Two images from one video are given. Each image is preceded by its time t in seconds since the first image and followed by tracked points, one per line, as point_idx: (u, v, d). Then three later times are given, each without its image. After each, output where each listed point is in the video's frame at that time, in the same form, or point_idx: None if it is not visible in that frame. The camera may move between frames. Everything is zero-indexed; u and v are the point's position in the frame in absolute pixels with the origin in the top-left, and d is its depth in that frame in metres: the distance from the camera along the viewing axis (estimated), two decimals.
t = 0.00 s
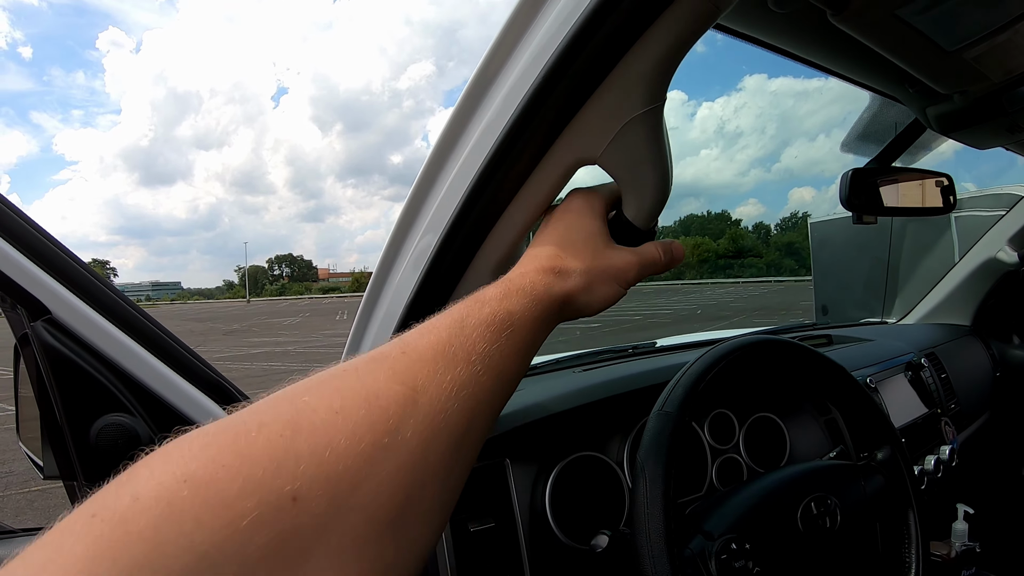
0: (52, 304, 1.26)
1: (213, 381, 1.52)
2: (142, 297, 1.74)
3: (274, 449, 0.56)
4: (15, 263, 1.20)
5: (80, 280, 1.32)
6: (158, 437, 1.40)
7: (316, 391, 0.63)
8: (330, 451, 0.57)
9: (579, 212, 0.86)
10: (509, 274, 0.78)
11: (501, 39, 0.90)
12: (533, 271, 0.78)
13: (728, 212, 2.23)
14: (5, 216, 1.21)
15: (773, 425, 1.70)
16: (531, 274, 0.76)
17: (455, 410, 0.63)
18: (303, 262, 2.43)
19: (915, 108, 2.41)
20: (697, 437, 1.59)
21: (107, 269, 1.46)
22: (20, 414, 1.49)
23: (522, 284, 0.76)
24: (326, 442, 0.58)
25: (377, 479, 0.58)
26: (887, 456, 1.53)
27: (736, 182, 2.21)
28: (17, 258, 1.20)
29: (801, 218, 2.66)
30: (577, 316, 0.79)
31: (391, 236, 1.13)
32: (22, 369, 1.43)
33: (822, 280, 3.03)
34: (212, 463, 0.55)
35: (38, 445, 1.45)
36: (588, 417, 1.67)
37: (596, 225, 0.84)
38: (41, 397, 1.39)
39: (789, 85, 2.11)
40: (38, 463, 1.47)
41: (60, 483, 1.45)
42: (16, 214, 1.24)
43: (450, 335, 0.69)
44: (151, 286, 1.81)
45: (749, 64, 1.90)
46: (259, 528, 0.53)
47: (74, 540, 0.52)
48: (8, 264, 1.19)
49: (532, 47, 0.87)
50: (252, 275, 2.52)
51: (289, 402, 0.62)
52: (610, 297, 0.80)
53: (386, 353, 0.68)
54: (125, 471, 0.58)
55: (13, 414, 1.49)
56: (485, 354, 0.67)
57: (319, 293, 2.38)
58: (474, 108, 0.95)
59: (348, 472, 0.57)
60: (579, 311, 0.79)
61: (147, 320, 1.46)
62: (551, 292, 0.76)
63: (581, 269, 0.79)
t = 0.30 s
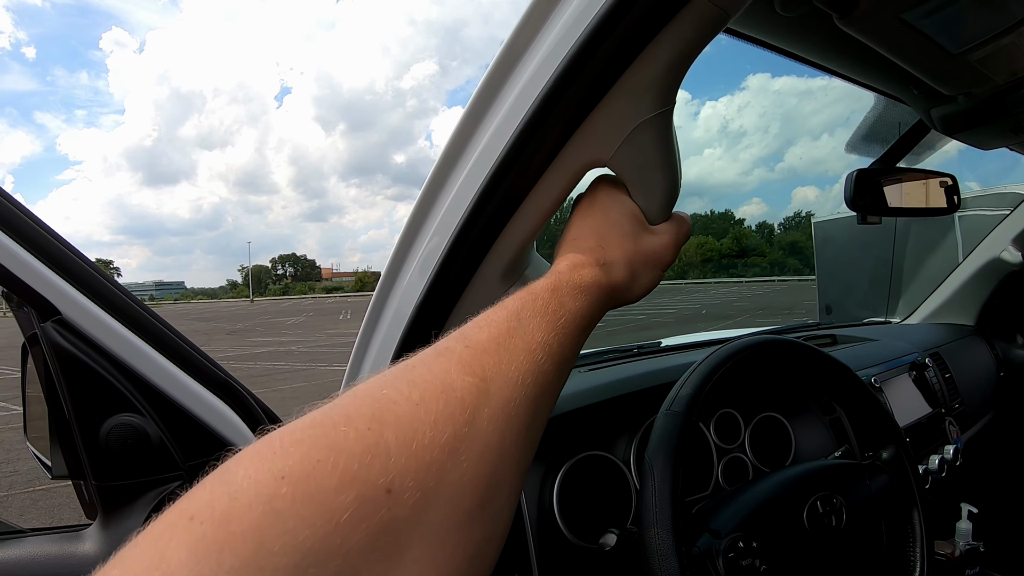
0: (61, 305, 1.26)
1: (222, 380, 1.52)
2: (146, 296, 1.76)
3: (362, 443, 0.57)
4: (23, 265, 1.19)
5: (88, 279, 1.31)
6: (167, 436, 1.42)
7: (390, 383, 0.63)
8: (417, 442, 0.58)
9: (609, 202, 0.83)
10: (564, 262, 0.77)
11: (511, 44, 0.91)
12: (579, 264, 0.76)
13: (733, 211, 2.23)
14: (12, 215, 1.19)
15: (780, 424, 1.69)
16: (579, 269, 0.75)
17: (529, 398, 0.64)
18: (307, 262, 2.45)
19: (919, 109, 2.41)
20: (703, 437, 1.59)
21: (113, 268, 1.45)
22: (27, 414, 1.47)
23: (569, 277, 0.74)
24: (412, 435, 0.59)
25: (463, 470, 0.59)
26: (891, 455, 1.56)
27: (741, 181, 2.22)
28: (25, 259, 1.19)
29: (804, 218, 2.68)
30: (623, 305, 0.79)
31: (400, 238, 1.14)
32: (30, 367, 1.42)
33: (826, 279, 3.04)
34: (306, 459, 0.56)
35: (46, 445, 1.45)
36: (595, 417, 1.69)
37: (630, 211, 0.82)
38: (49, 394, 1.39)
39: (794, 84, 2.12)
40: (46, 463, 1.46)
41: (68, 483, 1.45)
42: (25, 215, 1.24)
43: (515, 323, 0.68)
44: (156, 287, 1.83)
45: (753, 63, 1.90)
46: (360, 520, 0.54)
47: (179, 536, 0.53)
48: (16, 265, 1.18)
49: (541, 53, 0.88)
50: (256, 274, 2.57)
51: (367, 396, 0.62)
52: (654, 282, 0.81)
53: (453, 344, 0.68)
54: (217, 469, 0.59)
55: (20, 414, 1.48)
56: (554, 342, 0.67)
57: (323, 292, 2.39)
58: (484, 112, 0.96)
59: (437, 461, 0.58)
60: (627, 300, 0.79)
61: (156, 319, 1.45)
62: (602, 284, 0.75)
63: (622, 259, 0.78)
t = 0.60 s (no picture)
0: (61, 302, 1.26)
1: (224, 380, 1.51)
2: (150, 295, 1.76)
3: (338, 456, 0.57)
4: (23, 262, 1.20)
5: (89, 277, 1.32)
6: (168, 435, 1.41)
7: (374, 398, 0.64)
8: (393, 455, 0.58)
9: (611, 205, 0.83)
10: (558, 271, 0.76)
11: (513, 44, 0.90)
12: (578, 267, 0.76)
13: (736, 211, 2.22)
14: (11, 212, 1.20)
15: (782, 426, 1.68)
16: (577, 271, 0.75)
17: (511, 410, 0.63)
18: (309, 261, 2.45)
19: (924, 109, 2.40)
20: (705, 438, 1.58)
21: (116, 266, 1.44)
22: (29, 411, 1.48)
23: (567, 281, 0.74)
24: (388, 448, 0.58)
25: (440, 484, 0.59)
26: (895, 458, 1.54)
27: (745, 182, 2.21)
28: (24, 256, 1.20)
29: (808, 219, 2.67)
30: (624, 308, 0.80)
31: (401, 238, 1.12)
32: (32, 365, 1.42)
33: (830, 281, 3.02)
34: (281, 473, 0.56)
35: (48, 442, 1.45)
36: (597, 418, 1.68)
37: (632, 214, 0.83)
38: (50, 393, 1.39)
39: (798, 85, 2.11)
40: (47, 462, 1.46)
41: (69, 480, 1.44)
42: (27, 212, 1.24)
43: (503, 332, 0.68)
44: (160, 285, 1.82)
45: (757, 65, 1.90)
46: (332, 535, 0.54)
47: (162, 548, 0.54)
48: (15, 262, 1.19)
49: (543, 51, 0.87)
50: (260, 273, 2.57)
51: (352, 411, 0.63)
52: (655, 284, 0.81)
53: (442, 356, 0.68)
54: (204, 480, 0.60)
55: (22, 412, 1.48)
56: (539, 352, 0.66)
57: (325, 291, 2.39)
58: (485, 112, 0.95)
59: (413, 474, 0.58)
60: (628, 301, 0.79)
61: (157, 318, 1.45)
62: (602, 286, 0.75)
63: (624, 261, 0.78)
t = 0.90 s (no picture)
0: (67, 303, 1.25)
1: (229, 381, 1.50)
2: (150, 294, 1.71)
3: (350, 477, 0.59)
4: (28, 262, 1.18)
5: (92, 277, 1.30)
6: (173, 437, 1.39)
7: (382, 418, 0.66)
8: (405, 473, 0.60)
9: (614, 214, 0.86)
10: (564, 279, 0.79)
11: (519, 52, 0.88)
12: (584, 274, 0.78)
13: (739, 214, 2.24)
14: (14, 210, 1.18)
15: (782, 430, 1.70)
16: (583, 278, 0.77)
17: (519, 425, 0.64)
18: (311, 262, 2.45)
19: (925, 117, 2.41)
20: (705, 441, 1.60)
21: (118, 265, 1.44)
22: (33, 410, 1.50)
23: (573, 289, 0.76)
24: (399, 468, 0.60)
25: (450, 503, 0.60)
26: (894, 463, 1.55)
27: (747, 184, 2.23)
28: (30, 256, 1.19)
29: (809, 222, 2.69)
30: (629, 313, 0.81)
31: (406, 244, 1.12)
32: (37, 364, 1.43)
33: (831, 285, 3.03)
34: (294, 498, 0.57)
35: (53, 442, 1.46)
36: (598, 421, 1.70)
37: (636, 220, 0.86)
38: (56, 391, 1.39)
39: (799, 88, 2.11)
40: (52, 463, 1.47)
41: (75, 481, 1.45)
42: (33, 212, 1.23)
43: (509, 347, 0.70)
44: (159, 284, 1.79)
45: (761, 68, 1.92)
46: (348, 555, 0.55)
47: None
48: (20, 261, 1.17)
49: (550, 60, 0.86)
50: (261, 274, 2.58)
51: (360, 431, 0.65)
52: (659, 288, 0.83)
53: (448, 372, 0.70)
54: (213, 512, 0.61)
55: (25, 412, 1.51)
56: (545, 368, 0.67)
57: (327, 292, 2.40)
58: (490, 121, 0.94)
59: (425, 492, 0.59)
60: (633, 307, 0.81)
61: (163, 319, 1.44)
62: (608, 292, 0.77)
63: (629, 266, 0.80)
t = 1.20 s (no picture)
0: (68, 306, 1.20)
1: (230, 385, 1.45)
2: (151, 295, 1.72)
3: None
4: (26, 262, 1.12)
5: (93, 278, 1.24)
6: (174, 438, 1.35)
7: (361, 529, 0.68)
8: None
9: (613, 257, 0.85)
10: (546, 365, 0.75)
11: (521, 58, 0.88)
12: (580, 359, 0.73)
13: (738, 219, 2.27)
14: (11, 208, 1.13)
15: (780, 437, 1.68)
16: (580, 366, 0.72)
17: (492, 543, 0.65)
18: (311, 264, 2.44)
19: (924, 125, 2.42)
20: (704, 448, 1.60)
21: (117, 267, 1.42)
22: (33, 412, 1.47)
23: (564, 380, 0.72)
24: None
25: None
26: (890, 470, 1.57)
27: (747, 189, 2.24)
28: (29, 256, 1.13)
29: (809, 228, 2.70)
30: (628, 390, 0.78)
31: (407, 248, 1.12)
32: (38, 364, 1.40)
33: (831, 291, 3.04)
34: None
35: (54, 443, 1.44)
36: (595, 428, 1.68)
37: (631, 288, 0.80)
38: (57, 391, 1.36)
39: (801, 93, 2.13)
40: (52, 463, 1.45)
41: (75, 483, 1.43)
42: (27, 210, 1.18)
43: (489, 455, 0.69)
44: (160, 285, 1.80)
45: (763, 74, 1.93)
46: None
47: None
48: (18, 261, 1.12)
49: (549, 72, 0.85)
50: (261, 276, 2.59)
51: (339, 546, 0.68)
52: (657, 362, 0.79)
53: (430, 476, 0.71)
54: None
55: (22, 412, 1.46)
56: (518, 483, 0.66)
57: (328, 294, 2.41)
58: (490, 130, 0.94)
59: None
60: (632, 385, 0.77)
61: (163, 321, 1.39)
62: (604, 379, 0.73)
63: (629, 344, 0.75)
